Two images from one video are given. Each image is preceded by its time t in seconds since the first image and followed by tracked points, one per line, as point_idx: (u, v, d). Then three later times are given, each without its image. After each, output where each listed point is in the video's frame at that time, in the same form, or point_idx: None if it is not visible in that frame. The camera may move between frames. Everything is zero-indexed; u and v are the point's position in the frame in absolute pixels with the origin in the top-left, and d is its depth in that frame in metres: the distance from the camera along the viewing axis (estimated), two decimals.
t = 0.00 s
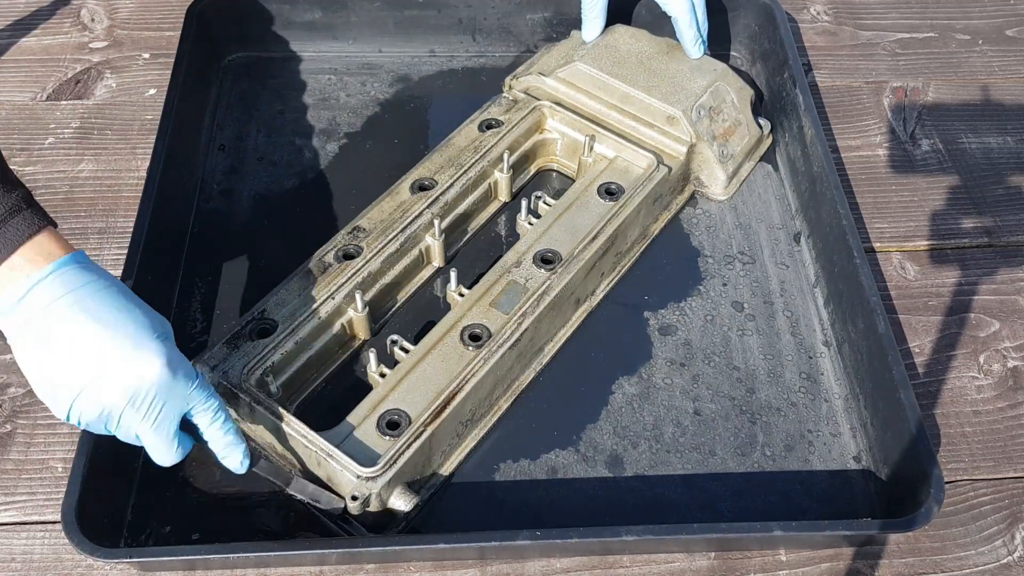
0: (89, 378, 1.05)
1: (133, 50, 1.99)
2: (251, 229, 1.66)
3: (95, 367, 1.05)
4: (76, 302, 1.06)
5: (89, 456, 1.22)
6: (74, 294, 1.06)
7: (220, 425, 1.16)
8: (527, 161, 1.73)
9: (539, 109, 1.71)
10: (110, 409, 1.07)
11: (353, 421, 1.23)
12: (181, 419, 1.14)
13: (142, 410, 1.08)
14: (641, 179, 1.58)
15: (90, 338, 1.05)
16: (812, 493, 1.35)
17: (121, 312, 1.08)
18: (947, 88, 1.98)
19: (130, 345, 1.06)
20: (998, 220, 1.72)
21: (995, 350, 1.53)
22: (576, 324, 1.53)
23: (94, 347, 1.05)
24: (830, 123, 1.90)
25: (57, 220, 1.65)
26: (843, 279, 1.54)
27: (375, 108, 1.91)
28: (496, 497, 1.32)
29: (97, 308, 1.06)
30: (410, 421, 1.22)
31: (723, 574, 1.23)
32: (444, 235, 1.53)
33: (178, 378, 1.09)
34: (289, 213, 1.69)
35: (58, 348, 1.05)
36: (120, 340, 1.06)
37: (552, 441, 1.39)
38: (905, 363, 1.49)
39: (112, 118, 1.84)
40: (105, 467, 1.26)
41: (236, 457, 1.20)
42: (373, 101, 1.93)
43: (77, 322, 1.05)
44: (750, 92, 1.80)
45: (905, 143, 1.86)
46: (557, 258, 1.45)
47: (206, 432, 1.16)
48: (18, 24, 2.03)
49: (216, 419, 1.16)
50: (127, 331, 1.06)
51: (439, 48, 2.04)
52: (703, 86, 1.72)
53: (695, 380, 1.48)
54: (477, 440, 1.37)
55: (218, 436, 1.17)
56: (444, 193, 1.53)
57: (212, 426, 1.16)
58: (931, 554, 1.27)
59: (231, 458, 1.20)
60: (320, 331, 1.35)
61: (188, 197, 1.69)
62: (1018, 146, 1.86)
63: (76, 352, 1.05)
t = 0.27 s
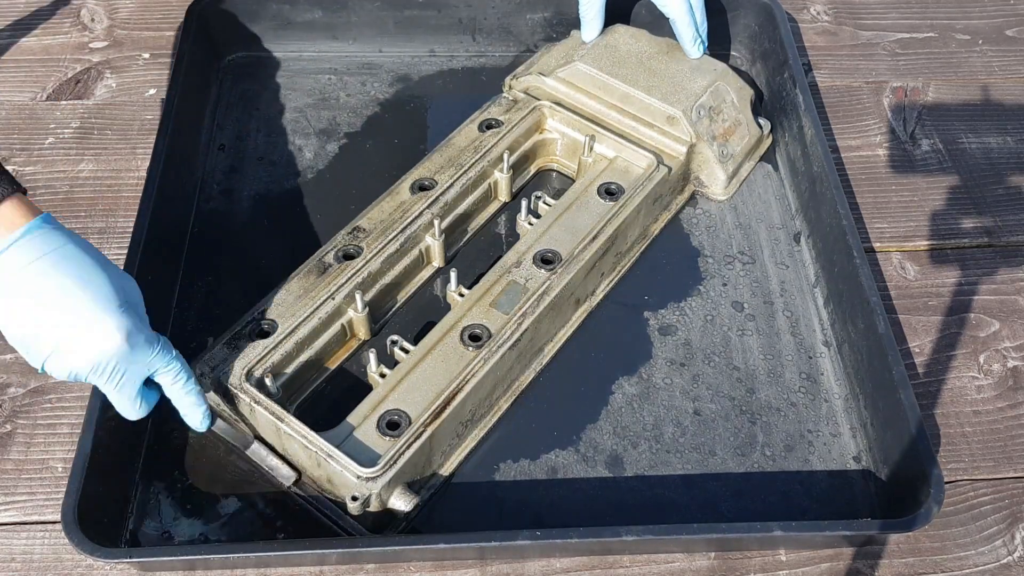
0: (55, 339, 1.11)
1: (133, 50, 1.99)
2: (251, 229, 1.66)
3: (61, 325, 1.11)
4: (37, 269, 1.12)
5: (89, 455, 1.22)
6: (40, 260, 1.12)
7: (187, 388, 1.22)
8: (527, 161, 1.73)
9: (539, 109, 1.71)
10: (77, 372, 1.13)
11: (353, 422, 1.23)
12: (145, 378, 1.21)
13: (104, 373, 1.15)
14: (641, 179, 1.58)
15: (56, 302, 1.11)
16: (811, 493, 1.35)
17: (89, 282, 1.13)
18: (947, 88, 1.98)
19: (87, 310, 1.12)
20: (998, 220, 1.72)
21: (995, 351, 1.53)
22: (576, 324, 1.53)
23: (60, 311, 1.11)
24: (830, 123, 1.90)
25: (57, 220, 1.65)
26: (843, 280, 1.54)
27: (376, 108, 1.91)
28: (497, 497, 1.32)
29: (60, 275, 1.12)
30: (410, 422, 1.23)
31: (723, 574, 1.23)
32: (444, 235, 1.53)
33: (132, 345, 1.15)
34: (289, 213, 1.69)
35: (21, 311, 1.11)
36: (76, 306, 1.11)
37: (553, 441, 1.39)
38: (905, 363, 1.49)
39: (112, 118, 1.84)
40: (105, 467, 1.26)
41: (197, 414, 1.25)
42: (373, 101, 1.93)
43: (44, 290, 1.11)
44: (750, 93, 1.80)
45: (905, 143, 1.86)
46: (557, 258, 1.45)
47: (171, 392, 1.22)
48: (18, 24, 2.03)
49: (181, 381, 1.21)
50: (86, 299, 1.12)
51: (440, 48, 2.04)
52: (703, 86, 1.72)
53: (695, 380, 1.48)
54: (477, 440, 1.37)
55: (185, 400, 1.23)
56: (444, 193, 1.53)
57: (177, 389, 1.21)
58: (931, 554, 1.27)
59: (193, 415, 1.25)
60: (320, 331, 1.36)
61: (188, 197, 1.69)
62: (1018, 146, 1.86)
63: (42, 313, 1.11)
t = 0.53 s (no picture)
0: (95, 377, 1.08)
1: (133, 50, 1.99)
2: (252, 229, 1.66)
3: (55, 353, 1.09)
4: (88, 312, 1.08)
5: (89, 454, 1.22)
6: (64, 287, 1.08)
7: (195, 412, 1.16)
8: (526, 160, 1.73)
9: (538, 109, 1.71)
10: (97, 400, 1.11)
11: (337, 415, 1.23)
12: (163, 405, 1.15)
13: (118, 403, 1.12)
14: (636, 182, 1.58)
15: (75, 331, 1.08)
16: (812, 493, 1.35)
17: (94, 309, 1.08)
18: (947, 88, 1.98)
19: (100, 338, 1.08)
20: (998, 220, 1.72)
21: (995, 350, 1.52)
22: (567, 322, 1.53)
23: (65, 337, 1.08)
24: (830, 123, 1.90)
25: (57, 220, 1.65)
26: (843, 280, 1.54)
27: (375, 107, 1.91)
28: (497, 497, 1.32)
29: (101, 326, 1.08)
30: (393, 416, 1.23)
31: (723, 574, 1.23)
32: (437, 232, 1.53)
33: (149, 374, 1.10)
34: (289, 213, 1.69)
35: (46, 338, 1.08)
36: (104, 344, 1.08)
37: (553, 441, 1.39)
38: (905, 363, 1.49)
39: (112, 118, 1.84)
40: (105, 467, 1.26)
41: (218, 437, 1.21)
42: (373, 101, 1.93)
43: (84, 343, 1.07)
44: (751, 97, 1.80)
45: (905, 143, 1.86)
46: (549, 257, 1.45)
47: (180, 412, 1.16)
48: (18, 24, 2.03)
49: (188, 405, 1.15)
50: (114, 338, 1.08)
51: (440, 48, 2.04)
52: (702, 89, 1.72)
53: (695, 380, 1.48)
54: (461, 436, 1.37)
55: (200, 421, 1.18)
56: (440, 189, 1.53)
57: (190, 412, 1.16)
58: (931, 554, 1.27)
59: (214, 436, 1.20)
60: (308, 324, 1.36)
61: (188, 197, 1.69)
62: (1018, 146, 1.86)
63: (61, 347, 1.08)
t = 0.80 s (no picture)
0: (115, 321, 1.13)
1: (133, 50, 1.99)
2: (252, 228, 1.66)
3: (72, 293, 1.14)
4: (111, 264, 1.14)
5: (89, 455, 1.22)
6: (91, 234, 1.14)
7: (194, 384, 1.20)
8: (526, 160, 1.73)
9: (537, 110, 1.71)
10: (102, 346, 1.15)
11: (339, 416, 1.23)
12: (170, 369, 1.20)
13: (129, 353, 1.16)
14: (636, 181, 1.58)
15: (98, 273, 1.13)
16: (812, 493, 1.35)
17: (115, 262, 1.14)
18: (947, 88, 1.98)
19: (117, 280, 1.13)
20: (998, 220, 1.72)
21: (995, 350, 1.53)
22: (569, 322, 1.53)
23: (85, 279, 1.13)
24: (830, 123, 1.90)
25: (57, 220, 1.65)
26: (843, 280, 1.54)
27: (375, 108, 1.91)
28: (497, 497, 1.32)
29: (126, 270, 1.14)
30: (397, 417, 1.23)
31: (723, 574, 1.23)
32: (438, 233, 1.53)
33: (169, 338, 1.15)
34: (289, 212, 1.69)
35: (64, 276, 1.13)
36: (127, 294, 1.13)
37: (553, 441, 1.39)
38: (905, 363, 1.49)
39: (112, 118, 1.84)
40: (105, 468, 1.26)
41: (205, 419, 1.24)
42: (373, 101, 1.93)
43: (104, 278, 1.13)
44: (750, 97, 1.80)
45: (905, 143, 1.86)
46: (550, 257, 1.45)
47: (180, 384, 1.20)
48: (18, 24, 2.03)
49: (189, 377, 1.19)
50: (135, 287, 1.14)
51: (440, 48, 2.04)
52: (702, 88, 1.72)
53: (695, 380, 1.48)
54: (464, 438, 1.37)
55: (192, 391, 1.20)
56: (440, 190, 1.53)
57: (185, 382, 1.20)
58: (931, 554, 1.27)
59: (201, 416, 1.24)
60: (310, 326, 1.36)
61: (188, 196, 1.69)
62: (1018, 146, 1.86)
63: (82, 290, 1.13)
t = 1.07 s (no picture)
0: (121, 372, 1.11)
1: (133, 50, 1.99)
2: (252, 228, 1.66)
3: (84, 343, 1.11)
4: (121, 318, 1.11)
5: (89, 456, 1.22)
6: (97, 289, 1.11)
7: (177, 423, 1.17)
8: (526, 160, 1.73)
9: (537, 110, 1.71)
10: (122, 406, 1.14)
11: (339, 416, 1.23)
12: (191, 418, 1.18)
13: (147, 410, 1.14)
14: (636, 181, 1.58)
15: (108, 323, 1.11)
16: (812, 493, 1.35)
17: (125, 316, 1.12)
18: (947, 88, 1.98)
19: (139, 350, 1.11)
20: (998, 220, 1.72)
21: (995, 351, 1.53)
22: (569, 322, 1.53)
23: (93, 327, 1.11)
24: (830, 123, 1.90)
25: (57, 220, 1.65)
26: (843, 280, 1.54)
27: (375, 108, 1.91)
28: (497, 498, 1.32)
29: (132, 322, 1.12)
30: (397, 417, 1.23)
31: (723, 574, 1.23)
32: (438, 233, 1.53)
33: (171, 393, 1.13)
34: (289, 212, 1.69)
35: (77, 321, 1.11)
36: (138, 349, 1.11)
37: (553, 441, 1.39)
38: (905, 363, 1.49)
39: (112, 118, 1.84)
40: (104, 467, 1.26)
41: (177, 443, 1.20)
42: (373, 101, 1.93)
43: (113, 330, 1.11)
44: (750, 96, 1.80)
45: (905, 143, 1.86)
46: (550, 258, 1.45)
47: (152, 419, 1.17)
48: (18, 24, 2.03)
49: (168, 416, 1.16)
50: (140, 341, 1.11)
51: (440, 48, 2.04)
52: (702, 88, 1.73)
53: (695, 380, 1.48)
54: (465, 437, 1.37)
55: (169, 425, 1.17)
56: (440, 190, 1.53)
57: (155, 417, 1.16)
58: (931, 554, 1.27)
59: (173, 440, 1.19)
60: (310, 326, 1.36)
61: (189, 197, 1.69)
62: (1018, 146, 1.86)
63: (88, 339, 1.11)
